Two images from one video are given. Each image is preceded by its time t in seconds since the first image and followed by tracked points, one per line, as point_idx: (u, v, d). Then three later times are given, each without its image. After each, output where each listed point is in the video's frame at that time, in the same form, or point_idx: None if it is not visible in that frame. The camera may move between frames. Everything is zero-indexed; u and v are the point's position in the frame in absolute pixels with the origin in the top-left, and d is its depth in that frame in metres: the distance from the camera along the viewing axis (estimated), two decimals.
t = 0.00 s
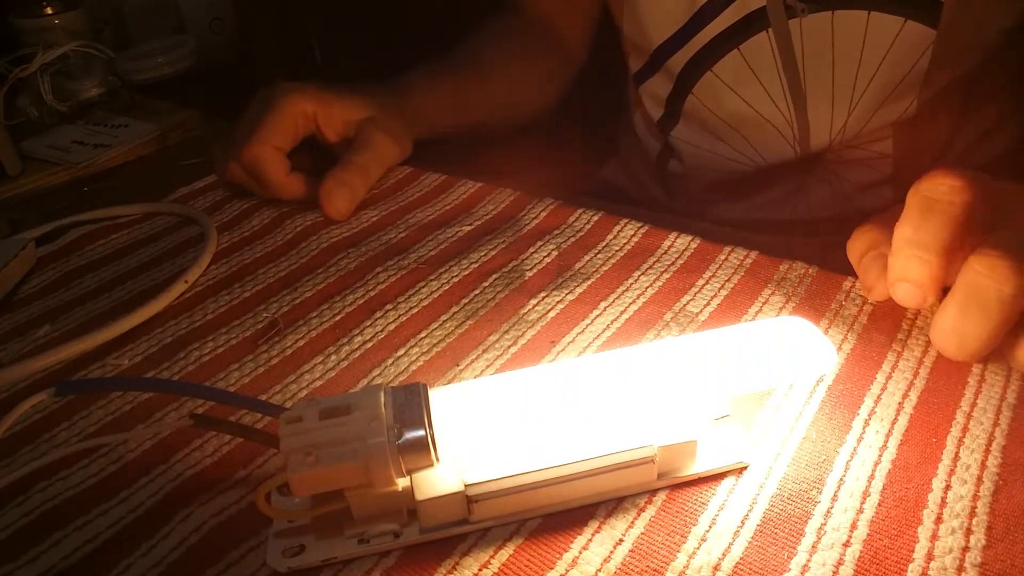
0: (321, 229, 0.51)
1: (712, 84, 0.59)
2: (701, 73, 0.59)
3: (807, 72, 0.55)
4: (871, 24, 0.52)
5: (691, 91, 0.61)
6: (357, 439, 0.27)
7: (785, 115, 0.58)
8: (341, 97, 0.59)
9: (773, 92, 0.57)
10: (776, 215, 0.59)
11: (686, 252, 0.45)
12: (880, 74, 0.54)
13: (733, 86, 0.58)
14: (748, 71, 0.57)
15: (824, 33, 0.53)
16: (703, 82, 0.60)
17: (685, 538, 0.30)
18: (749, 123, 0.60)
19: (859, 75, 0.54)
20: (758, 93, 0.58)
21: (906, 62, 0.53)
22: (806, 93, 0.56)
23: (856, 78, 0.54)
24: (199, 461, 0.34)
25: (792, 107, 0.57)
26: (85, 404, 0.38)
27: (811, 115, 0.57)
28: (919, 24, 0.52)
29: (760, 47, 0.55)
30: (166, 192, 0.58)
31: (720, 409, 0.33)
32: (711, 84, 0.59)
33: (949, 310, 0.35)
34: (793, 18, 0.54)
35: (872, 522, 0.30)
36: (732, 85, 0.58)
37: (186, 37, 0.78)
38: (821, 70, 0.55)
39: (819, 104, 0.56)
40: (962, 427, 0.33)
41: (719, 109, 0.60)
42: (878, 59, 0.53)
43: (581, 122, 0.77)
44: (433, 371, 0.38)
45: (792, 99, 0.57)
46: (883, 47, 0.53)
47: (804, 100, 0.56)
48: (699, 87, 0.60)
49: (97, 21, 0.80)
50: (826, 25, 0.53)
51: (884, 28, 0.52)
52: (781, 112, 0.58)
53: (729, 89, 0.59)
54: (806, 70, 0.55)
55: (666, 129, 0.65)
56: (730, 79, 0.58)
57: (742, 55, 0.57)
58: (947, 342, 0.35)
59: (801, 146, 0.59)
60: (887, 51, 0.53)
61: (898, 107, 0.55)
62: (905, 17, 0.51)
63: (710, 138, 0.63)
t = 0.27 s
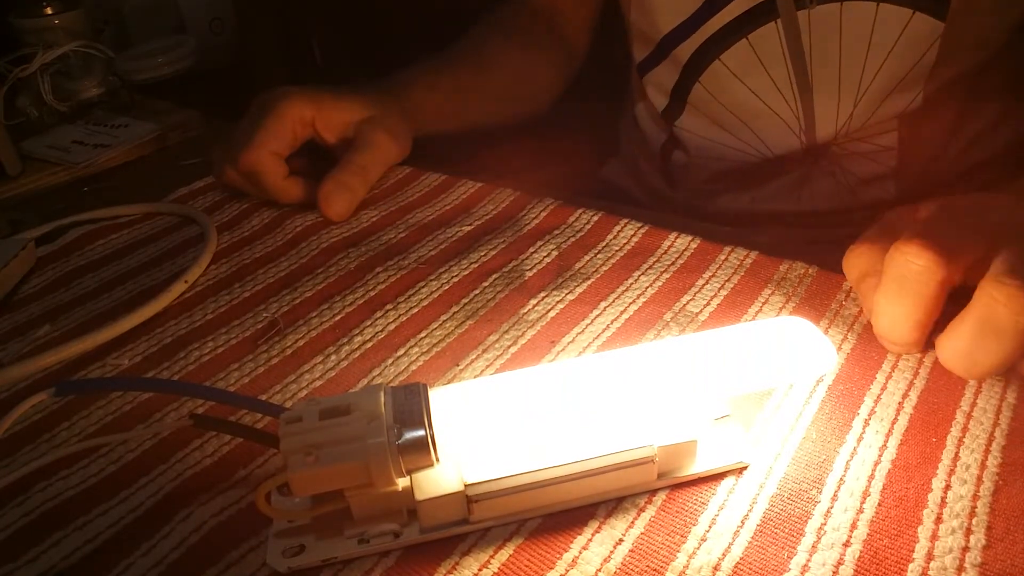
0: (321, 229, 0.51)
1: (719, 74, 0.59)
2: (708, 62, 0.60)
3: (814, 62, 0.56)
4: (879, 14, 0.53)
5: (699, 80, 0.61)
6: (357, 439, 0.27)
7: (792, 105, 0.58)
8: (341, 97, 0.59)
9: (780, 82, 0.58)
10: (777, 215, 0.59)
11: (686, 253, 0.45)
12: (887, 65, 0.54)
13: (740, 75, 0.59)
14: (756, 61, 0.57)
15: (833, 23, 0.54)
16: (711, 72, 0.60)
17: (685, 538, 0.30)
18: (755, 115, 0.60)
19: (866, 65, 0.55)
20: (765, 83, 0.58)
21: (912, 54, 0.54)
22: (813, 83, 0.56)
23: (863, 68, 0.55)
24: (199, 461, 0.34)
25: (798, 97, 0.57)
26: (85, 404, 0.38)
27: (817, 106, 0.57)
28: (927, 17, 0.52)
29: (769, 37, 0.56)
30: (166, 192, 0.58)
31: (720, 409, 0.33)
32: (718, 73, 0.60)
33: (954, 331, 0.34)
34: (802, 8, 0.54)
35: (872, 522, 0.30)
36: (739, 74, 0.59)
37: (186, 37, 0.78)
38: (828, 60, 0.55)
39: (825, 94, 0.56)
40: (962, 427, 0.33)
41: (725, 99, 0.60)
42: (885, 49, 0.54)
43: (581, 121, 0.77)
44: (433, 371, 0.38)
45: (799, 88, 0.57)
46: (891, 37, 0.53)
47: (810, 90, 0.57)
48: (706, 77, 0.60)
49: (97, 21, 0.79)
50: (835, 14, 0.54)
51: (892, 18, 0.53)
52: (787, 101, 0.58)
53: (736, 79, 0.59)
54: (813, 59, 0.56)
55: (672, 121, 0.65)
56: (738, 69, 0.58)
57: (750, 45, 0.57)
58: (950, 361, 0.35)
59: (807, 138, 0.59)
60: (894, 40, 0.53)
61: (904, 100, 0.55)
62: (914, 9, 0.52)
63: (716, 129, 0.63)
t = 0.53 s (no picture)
0: (321, 229, 0.51)
1: (724, 74, 0.59)
2: (712, 62, 0.59)
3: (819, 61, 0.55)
4: (885, 14, 0.52)
5: (703, 80, 0.60)
6: (357, 439, 0.27)
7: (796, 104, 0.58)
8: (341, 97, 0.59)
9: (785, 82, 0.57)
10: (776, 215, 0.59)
11: (686, 253, 0.45)
12: (892, 65, 0.54)
13: (745, 75, 0.58)
14: (761, 61, 0.57)
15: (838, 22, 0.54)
16: (715, 71, 0.59)
17: (685, 538, 0.30)
18: (759, 115, 0.59)
19: (871, 65, 0.54)
20: (769, 83, 0.58)
21: (919, 53, 0.53)
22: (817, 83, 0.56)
23: (868, 68, 0.54)
24: (199, 461, 0.34)
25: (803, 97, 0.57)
26: (85, 404, 0.38)
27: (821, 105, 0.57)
28: (934, 17, 0.51)
29: (773, 36, 0.56)
30: (166, 192, 0.58)
31: (720, 409, 0.33)
32: (722, 73, 0.59)
33: (959, 339, 0.34)
34: (806, 8, 0.54)
35: (872, 522, 0.30)
36: (744, 74, 0.58)
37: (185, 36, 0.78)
38: (833, 60, 0.55)
39: (829, 93, 0.56)
40: (962, 427, 0.33)
41: (730, 98, 0.60)
42: (891, 49, 0.53)
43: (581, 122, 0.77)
44: (433, 371, 0.38)
45: (803, 88, 0.57)
46: (896, 37, 0.53)
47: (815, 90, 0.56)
48: (710, 77, 0.60)
49: (97, 21, 0.81)
50: (840, 14, 0.53)
51: (898, 18, 0.52)
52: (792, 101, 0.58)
53: (740, 78, 0.58)
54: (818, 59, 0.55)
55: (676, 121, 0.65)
56: (743, 68, 0.58)
57: (754, 44, 0.57)
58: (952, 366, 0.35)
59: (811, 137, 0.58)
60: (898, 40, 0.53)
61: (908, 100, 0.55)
62: (920, 8, 0.51)
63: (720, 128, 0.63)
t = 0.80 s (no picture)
0: (321, 229, 0.51)
1: (711, 83, 0.59)
2: (699, 72, 0.59)
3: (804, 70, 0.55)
4: (869, 23, 0.52)
5: (690, 90, 0.61)
6: (357, 439, 0.27)
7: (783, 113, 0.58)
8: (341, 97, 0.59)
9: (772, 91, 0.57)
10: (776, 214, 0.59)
11: (686, 253, 0.45)
12: (877, 73, 0.54)
13: (731, 85, 0.58)
14: (746, 70, 0.57)
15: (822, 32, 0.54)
16: (702, 81, 0.60)
17: (685, 539, 0.30)
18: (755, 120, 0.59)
19: (857, 74, 0.54)
20: (756, 92, 0.58)
21: (904, 62, 0.53)
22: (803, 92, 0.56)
23: (854, 77, 0.54)
24: (199, 460, 0.34)
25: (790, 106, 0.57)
26: (85, 404, 0.38)
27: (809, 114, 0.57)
28: (917, 26, 0.51)
29: (758, 45, 0.56)
30: (166, 192, 0.58)
31: (720, 409, 0.33)
32: (709, 83, 0.59)
33: (965, 330, 0.35)
34: (791, 17, 0.54)
35: (872, 522, 0.30)
36: (730, 84, 0.58)
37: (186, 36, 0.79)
38: (819, 69, 0.55)
39: (816, 102, 0.56)
40: (962, 427, 0.33)
41: (718, 107, 0.60)
42: (876, 58, 0.53)
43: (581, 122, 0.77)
44: (433, 371, 0.38)
45: (790, 97, 0.57)
46: (881, 46, 0.53)
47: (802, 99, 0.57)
48: (698, 86, 0.60)
49: (97, 21, 0.81)
50: (824, 23, 0.53)
51: (882, 27, 0.52)
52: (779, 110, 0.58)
53: (727, 87, 0.59)
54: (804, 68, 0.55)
55: (666, 129, 0.65)
56: (729, 78, 0.58)
57: (740, 54, 0.57)
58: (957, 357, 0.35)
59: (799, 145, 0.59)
60: (884, 49, 0.53)
61: (896, 106, 0.55)
62: (903, 17, 0.51)
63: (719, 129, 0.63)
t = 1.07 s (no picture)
0: (321, 228, 0.51)
1: (705, 92, 0.59)
2: (693, 81, 0.60)
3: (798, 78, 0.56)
4: (861, 32, 0.52)
5: (684, 97, 0.61)
6: (357, 440, 0.27)
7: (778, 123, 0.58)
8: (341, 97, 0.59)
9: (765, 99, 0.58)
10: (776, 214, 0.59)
11: (686, 253, 0.45)
12: (871, 81, 0.54)
13: (724, 93, 0.58)
14: (740, 79, 0.57)
15: (815, 41, 0.54)
16: (696, 89, 0.60)
17: (685, 539, 0.30)
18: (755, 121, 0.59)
19: (850, 81, 0.55)
20: (749, 100, 0.58)
21: (897, 69, 0.53)
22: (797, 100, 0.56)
23: (847, 84, 0.55)
24: (199, 460, 0.34)
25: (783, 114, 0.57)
26: (85, 404, 0.38)
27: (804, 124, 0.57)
28: (909, 34, 0.52)
29: (751, 54, 0.56)
30: (166, 192, 0.58)
31: (720, 409, 0.33)
32: (702, 91, 0.59)
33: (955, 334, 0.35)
34: (784, 26, 0.54)
35: (872, 522, 0.30)
36: (724, 92, 0.58)
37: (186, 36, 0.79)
38: (812, 76, 0.55)
39: (809, 110, 0.57)
40: (962, 427, 0.33)
41: (712, 114, 0.60)
42: (869, 66, 0.54)
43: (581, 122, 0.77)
44: (433, 371, 0.38)
45: (783, 105, 0.57)
46: (873, 54, 0.53)
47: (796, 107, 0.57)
48: (692, 94, 0.60)
49: (97, 21, 0.81)
50: (817, 32, 0.53)
51: (874, 35, 0.52)
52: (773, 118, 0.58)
53: (720, 96, 0.59)
54: (797, 76, 0.56)
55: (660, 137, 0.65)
56: (722, 87, 0.58)
57: (733, 63, 0.57)
58: (948, 361, 0.35)
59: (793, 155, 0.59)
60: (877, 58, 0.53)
61: (889, 115, 0.55)
62: (896, 26, 0.52)
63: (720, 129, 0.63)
